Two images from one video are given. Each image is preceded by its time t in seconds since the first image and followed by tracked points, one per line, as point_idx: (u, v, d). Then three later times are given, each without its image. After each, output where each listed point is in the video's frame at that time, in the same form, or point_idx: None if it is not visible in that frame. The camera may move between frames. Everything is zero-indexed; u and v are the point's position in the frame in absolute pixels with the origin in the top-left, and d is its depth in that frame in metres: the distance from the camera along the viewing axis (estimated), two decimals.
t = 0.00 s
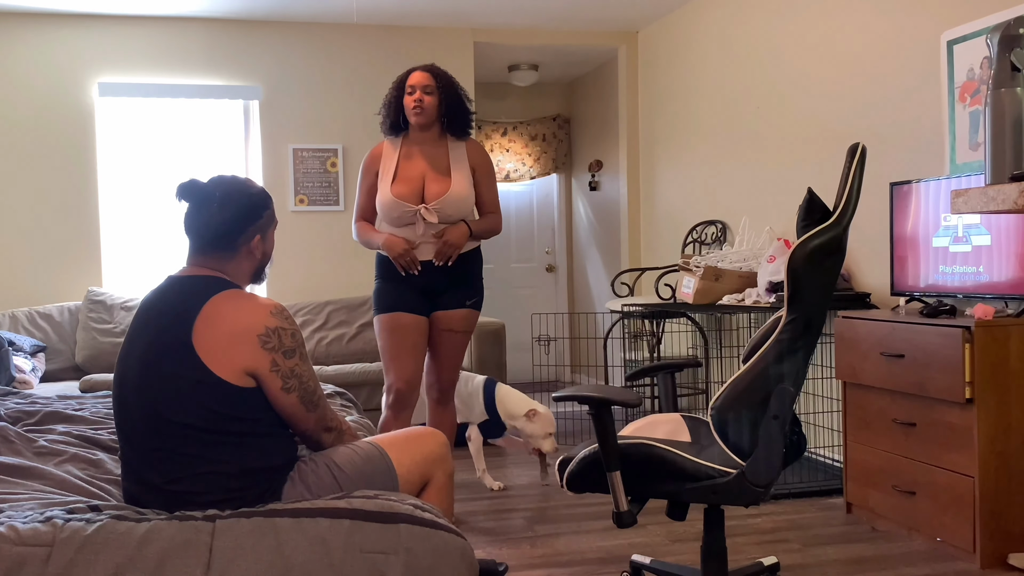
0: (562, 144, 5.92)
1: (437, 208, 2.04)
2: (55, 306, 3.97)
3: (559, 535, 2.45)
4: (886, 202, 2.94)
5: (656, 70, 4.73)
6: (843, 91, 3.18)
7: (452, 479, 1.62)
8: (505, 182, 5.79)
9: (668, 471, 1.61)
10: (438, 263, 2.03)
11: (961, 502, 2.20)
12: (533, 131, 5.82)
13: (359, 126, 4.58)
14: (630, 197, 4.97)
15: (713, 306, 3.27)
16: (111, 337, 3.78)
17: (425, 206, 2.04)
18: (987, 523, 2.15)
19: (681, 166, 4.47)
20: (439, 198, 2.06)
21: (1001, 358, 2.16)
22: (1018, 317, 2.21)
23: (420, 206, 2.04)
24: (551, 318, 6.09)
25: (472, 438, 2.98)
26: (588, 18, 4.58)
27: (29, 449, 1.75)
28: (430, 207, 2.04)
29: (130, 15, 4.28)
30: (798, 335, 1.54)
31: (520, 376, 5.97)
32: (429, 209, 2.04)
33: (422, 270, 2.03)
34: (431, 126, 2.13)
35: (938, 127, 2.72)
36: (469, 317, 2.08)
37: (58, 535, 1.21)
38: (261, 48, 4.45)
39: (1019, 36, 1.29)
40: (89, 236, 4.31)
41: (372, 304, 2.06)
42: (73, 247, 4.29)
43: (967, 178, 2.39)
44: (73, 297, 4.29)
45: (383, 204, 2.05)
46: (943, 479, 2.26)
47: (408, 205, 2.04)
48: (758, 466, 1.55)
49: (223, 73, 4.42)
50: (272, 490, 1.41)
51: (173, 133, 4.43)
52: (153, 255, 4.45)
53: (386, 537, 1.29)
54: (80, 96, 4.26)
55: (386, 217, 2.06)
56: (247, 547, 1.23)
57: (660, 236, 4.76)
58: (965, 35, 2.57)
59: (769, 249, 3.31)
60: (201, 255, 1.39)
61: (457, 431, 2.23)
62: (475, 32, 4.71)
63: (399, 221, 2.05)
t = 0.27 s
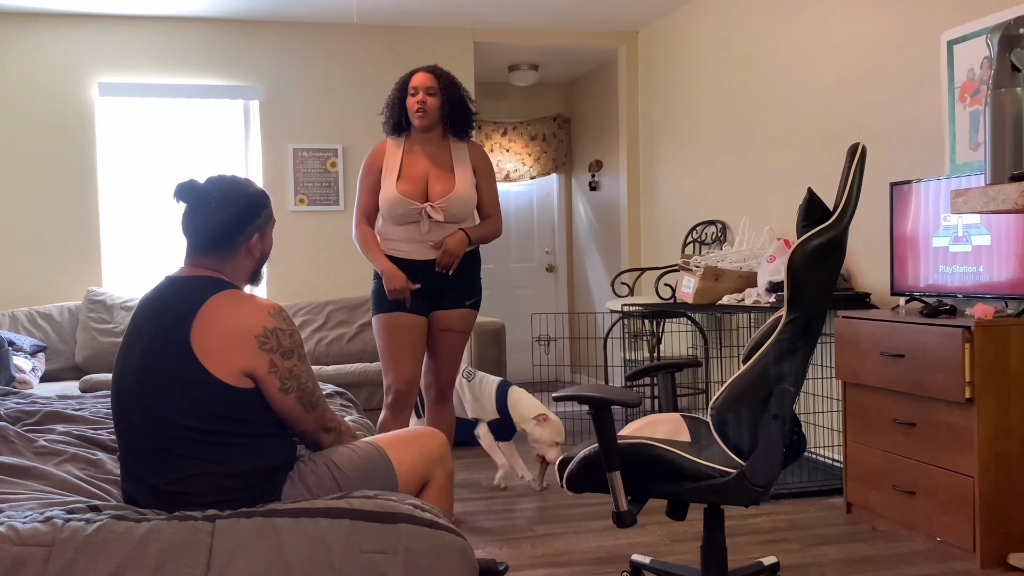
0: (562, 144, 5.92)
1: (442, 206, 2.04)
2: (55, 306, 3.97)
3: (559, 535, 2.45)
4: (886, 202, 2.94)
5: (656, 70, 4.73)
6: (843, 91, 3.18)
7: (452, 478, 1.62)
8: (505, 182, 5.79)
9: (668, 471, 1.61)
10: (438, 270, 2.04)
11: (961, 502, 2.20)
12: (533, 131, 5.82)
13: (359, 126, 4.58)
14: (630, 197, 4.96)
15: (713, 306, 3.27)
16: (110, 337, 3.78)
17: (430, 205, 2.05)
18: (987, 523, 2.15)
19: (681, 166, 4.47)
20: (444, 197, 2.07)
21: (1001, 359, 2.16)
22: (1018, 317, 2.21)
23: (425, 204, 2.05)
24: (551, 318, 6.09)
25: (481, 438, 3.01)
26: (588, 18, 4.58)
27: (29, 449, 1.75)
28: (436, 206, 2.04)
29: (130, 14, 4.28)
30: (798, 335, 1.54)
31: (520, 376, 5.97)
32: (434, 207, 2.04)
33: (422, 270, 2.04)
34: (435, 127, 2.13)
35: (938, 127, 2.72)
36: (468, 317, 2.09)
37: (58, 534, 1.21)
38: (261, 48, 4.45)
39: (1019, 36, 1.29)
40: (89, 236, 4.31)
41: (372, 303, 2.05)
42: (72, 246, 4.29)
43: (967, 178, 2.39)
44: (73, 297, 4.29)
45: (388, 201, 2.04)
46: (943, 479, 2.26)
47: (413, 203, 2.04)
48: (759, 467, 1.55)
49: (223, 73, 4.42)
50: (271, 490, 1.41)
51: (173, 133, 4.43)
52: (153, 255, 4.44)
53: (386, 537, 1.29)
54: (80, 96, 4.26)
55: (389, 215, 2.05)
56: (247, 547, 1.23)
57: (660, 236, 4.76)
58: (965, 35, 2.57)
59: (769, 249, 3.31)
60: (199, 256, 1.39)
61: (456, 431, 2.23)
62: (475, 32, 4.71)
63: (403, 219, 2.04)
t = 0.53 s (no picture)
0: (562, 144, 5.92)
1: (441, 207, 2.05)
2: (55, 306, 3.97)
3: (559, 535, 2.45)
4: (886, 202, 2.94)
5: (656, 71, 4.73)
6: (843, 91, 3.18)
7: (452, 478, 1.62)
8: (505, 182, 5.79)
9: (668, 470, 1.61)
10: (437, 272, 2.05)
11: (961, 502, 2.20)
12: (533, 131, 5.83)
13: (359, 126, 4.58)
14: (629, 197, 4.96)
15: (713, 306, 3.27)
16: (110, 337, 3.78)
17: (430, 205, 2.05)
18: (987, 523, 2.15)
19: (681, 166, 4.47)
20: (444, 198, 2.07)
21: (1001, 358, 2.16)
22: (1018, 317, 2.21)
23: (425, 205, 2.05)
24: (551, 318, 6.09)
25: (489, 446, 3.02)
26: (588, 18, 4.58)
27: (29, 449, 1.75)
28: (435, 207, 2.05)
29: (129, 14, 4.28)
30: (797, 335, 1.54)
31: (520, 376, 5.97)
32: (434, 208, 2.05)
33: (422, 270, 2.05)
34: (435, 129, 2.13)
35: (938, 127, 2.72)
36: (468, 318, 2.10)
37: (58, 534, 1.21)
38: (261, 49, 4.45)
39: (1020, 36, 1.29)
40: (89, 236, 4.31)
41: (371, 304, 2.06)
42: (72, 247, 4.29)
43: (967, 178, 2.39)
44: (73, 297, 4.29)
45: (388, 201, 2.04)
46: (943, 479, 2.26)
47: (413, 204, 2.04)
48: (759, 466, 1.55)
49: (224, 73, 4.42)
50: (272, 490, 1.41)
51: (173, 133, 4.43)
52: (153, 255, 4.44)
53: (386, 537, 1.29)
54: (80, 96, 4.26)
55: (389, 215, 2.05)
56: (247, 547, 1.23)
57: (660, 236, 4.76)
58: (965, 35, 2.57)
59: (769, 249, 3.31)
60: (199, 255, 1.39)
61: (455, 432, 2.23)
62: (475, 32, 4.71)
63: (403, 219, 2.04)
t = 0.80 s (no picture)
0: (562, 144, 5.92)
1: (439, 207, 2.03)
2: (55, 306, 3.97)
3: (559, 535, 2.45)
4: (886, 202, 2.94)
5: (656, 71, 4.73)
6: (843, 91, 3.18)
7: (454, 479, 1.62)
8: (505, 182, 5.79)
9: (668, 471, 1.61)
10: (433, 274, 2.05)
11: (961, 502, 2.20)
12: (533, 131, 5.83)
13: (359, 126, 4.58)
14: (629, 197, 4.96)
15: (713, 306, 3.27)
16: (110, 337, 3.78)
17: (427, 205, 2.04)
18: (987, 523, 2.15)
19: (681, 166, 4.47)
20: (441, 198, 2.05)
21: (1001, 358, 2.16)
22: (1018, 317, 2.21)
23: (422, 205, 2.04)
24: (551, 318, 6.09)
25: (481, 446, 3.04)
26: (588, 18, 4.58)
27: (29, 449, 1.75)
28: (433, 207, 2.03)
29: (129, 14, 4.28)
30: (797, 335, 1.54)
31: (520, 376, 5.97)
32: (431, 208, 2.03)
33: (421, 271, 2.05)
34: (435, 128, 2.13)
35: (938, 127, 2.72)
36: (467, 318, 2.10)
37: (58, 535, 1.21)
38: (262, 49, 4.45)
39: (1020, 36, 1.29)
40: (88, 236, 4.31)
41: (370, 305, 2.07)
42: (72, 247, 4.29)
43: (967, 178, 2.39)
44: (73, 297, 4.29)
45: (386, 201, 2.05)
46: (944, 479, 2.26)
47: (410, 205, 2.03)
48: (759, 466, 1.55)
49: (224, 73, 4.42)
50: (272, 490, 1.41)
51: (173, 134, 4.43)
52: (153, 255, 4.44)
53: (386, 537, 1.29)
54: (80, 95, 4.26)
55: (388, 216, 2.05)
56: (247, 547, 1.23)
57: (660, 236, 4.77)
58: (965, 35, 2.57)
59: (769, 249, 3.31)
60: (202, 255, 1.38)
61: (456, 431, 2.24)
62: (475, 32, 4.71)
63: (401, 220, 2.04)
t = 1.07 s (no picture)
0: (562, 144, 5.92)
1: (439, 205, 2.03)
2: (55, 306, 3.96)
3: (559, 535, 2.45)
4: (886, 202, 2.94)
5: (656, 71, 4.73)
6: (843, 90, 3.18)
7: (457, 482, 1.62)
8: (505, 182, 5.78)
9: (668, 471, 1.61)
10: (434, 274, 2.06)
11: (961, 502, 2.20)
12: (533, 131, 5.82)
13: (359, 127, 4.58)
14: (630, 197, 4.96)
15: (713, 306, 3.27)
16: (110, 337, 3.78)
17: (428, 204, 2.04)
18: (987, 523, 2.15)
19: (681, 166, 4.47)
20: (441, 196, 2.05)
21: (1001, 358, 2.16)
22: (1018, 317, 2.21)
23: (423, 204, 2.04)
24: (551, 318, 6.09)
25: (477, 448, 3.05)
26: (587, 18, 4.58)
27: (29, 449, 1.75)
28: (433, 204, 2.03)
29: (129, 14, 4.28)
30: (798, 335, 1.54)
31: (520, 376, 5.97)
32: (432, 206, 2.03)
33: (421, 271, 2.05)
34: (435, 127, 2.13)
35: (937, 127, 2.72)
36: (466, 318, 2.10)
37: (58, 534, 1.21)
38: (262, 49, 4.45)
39: (1019, 36, 1.29)
40: (88, 236, 4.30)
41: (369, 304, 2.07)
42: (72, 247, 4.29)
43: (967, 178, 2.39)
44: (73, 297, 4.29)
45: (388, 202, 2.05)
46: (943, 479, 2.26)
47: (411, 204, 2.04)
48: (759, 466, 1.55)
49: (224, 73, 4.42)
50: (273, 491, 1.41)
51: (173, 134, 4.43)
52: (153, 255, 4.44)
53: (386, 537, 1.29)
54: (80, 95, 4.26)
55: (389, 216, 2.06)
56: (247, 547, 1.23)
57: (660, 236, 4.77)
58: (965, 35, 2.57)
59: (769, 249, 3.31)
60: (214, 254, 1.38)
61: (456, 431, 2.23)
62: (476, 32, 4.71)
63: (402, 219, 2.05)
